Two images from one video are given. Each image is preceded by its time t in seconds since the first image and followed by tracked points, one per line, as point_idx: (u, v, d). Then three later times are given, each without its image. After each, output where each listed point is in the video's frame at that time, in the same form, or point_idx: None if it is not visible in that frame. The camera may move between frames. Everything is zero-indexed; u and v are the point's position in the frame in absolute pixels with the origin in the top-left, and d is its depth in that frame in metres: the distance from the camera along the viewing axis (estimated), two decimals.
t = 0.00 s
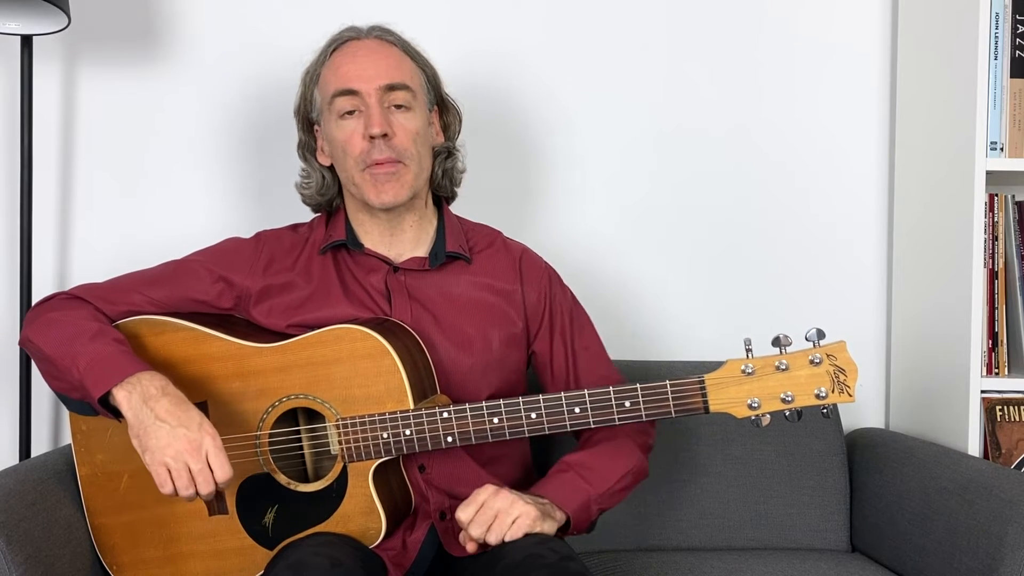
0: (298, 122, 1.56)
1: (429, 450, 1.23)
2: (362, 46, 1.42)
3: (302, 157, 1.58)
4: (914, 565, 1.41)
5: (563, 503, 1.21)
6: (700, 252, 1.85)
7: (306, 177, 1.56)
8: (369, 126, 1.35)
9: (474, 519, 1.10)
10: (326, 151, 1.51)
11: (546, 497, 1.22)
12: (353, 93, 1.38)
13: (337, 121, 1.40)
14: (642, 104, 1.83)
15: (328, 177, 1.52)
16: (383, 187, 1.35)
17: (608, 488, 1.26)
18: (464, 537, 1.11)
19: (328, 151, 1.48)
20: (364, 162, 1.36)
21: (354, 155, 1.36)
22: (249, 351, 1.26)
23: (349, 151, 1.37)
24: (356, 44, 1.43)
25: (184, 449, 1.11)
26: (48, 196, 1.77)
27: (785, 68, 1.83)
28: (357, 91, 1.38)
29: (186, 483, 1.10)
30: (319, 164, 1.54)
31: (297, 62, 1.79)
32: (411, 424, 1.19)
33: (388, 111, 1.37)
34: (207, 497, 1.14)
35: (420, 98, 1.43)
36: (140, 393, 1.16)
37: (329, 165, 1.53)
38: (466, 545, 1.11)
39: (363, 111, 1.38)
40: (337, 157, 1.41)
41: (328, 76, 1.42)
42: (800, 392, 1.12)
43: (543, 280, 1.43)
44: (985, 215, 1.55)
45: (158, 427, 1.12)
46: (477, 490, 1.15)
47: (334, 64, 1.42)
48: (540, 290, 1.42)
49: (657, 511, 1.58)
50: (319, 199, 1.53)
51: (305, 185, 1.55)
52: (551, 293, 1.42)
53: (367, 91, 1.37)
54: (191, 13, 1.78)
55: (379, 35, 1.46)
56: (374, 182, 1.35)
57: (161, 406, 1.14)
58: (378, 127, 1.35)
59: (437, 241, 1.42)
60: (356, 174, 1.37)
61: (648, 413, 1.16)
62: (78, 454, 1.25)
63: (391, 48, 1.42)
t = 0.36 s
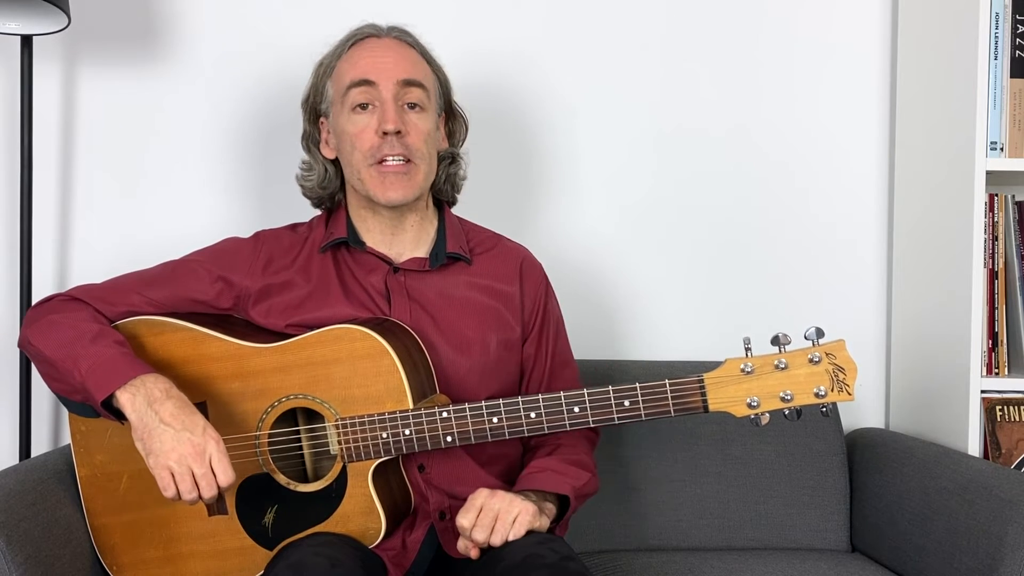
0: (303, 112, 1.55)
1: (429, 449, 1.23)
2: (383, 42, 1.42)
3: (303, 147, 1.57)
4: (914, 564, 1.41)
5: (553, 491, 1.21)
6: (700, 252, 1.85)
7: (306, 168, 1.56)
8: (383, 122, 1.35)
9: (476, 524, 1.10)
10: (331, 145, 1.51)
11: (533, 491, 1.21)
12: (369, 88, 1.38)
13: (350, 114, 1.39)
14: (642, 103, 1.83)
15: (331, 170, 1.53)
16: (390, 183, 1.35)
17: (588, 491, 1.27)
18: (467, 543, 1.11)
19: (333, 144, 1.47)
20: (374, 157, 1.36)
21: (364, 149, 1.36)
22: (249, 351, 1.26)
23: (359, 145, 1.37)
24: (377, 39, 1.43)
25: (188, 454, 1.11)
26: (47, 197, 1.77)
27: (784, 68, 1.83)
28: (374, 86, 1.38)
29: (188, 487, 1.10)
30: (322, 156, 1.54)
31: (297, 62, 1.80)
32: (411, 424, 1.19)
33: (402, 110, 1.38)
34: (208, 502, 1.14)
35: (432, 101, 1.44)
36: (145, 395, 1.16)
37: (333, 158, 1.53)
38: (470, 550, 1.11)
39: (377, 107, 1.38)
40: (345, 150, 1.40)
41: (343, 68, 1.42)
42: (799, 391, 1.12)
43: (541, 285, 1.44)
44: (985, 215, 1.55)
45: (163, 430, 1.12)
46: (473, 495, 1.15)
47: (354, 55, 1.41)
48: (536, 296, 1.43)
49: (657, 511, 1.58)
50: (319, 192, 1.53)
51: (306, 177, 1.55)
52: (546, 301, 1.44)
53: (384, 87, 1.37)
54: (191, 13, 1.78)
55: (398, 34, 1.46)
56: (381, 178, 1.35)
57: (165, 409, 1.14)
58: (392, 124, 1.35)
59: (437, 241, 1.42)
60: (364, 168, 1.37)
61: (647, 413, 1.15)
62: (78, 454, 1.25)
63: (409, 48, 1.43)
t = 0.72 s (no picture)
0: (309, 108, 1.53)
1: (429, 449, 1.23)
2: (411, 50, 1.41)
3: (307, 139, 1.57)
4: (914, 564, 1.41)
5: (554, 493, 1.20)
6: (701, 253, 1.85)
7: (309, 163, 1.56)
8: (411, 138, 1.35)
9: (475, 525, 1.10)
10: (341, 145, 1.49)
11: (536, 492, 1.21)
12: (397, 99, 1.37)
13: (374, 122, 1.38)
14: (642, 103, 1.83)
15: (339, 169, 1.51)
16: (412, 200, 1.35)
17: (597, 490, 1.26)
18: (465, 544, 1.11)
19: (347, 147, 1.46)
20: (397, 171, 1.36)
21: (389, 162, 1.36)
22: (249, 351, 1.26)
23: (384, 157, 1.36)
24: (404, 46, 1.41)
25: (190, 457, 1.12)
26: (48, 197, 1.77)
27: (784, 68, 1.83)
28: (403, 98, 1.37)
29: (191, 490, 1.11)
30: (330, 155, 1.52)
31: (297, 62, 1.80)
32: (411, 424, 1.19)
33: (429, 124, 1.38)
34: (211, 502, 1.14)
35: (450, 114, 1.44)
36: (146, 398, 1.15)
37: (342, 159, 1.51)
38: (469, 551, 1.11)
39: (404, 119, 1.37)
40: (365, 158, 1.39)
41: (370, 74, 1.39)
42: (799, 390, 1.12)
43: (541, 286, 1.44)
44: (985, 215, 1.55)
45: (165, 433, 1.12)
46: (472, 496, 1.15)
47: (382, 61, 1.39)
48: (537, 298, 1.43)
49: (657, 511, 1.58)
50: (324, 190, 1.52)
51: (310, 173, 1.54)
52: (547, 302, 1.43)
53: (414, 100, 1.36)
54: (191, 13, 1.78)
55: (423, 42, 1.44)
56: (403, 193, 1.35)
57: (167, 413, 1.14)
58: (421, 141, 1.35)
59: (438, 243, 1.42)
60: (385, 180, 1.37)
61: (648, 413, 1.15)
62: (78, 454, 1.25)
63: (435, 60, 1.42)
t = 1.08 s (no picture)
0: (310, 109, 1.53)
1: (429, 449, 1.23)
2: (414, 53, 1.40)
3: (307, 140, 1.57)
4: (914, 564, 1.41)
5: (554, 495, 1.21)
6: (701, 253, 1.85)
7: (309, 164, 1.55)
8: (412, 141, 1.35)
9: (469, 529, 1.10)
10: (341, 146, 1.49)
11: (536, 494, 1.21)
12: (399, 102, 1.37)
13: (375, 125, 1.38)
14: (642, 103, 1.83)
15: (341, 171, 1.51)
16: (413, 202, 1.35)
17: (607, 488, 1.25)
18: (462, 547, 1.11)
19: (348, 148, 1.46)
20: (398, 174, 1.36)
21: (390, 165, 1.36)
22: (248, 351, 1.26)
23: (385, 159, 1.36)
24: (406, 48, 1.41)
25: (190, 458, 1.12)
26: (48, 198, 1.77)
27: (785, 68, 1.83)
28: (405, 101, 1.37)
29: (191, 490, 1.11)
30: (331, 157, 1.52)
31: (297, 62, 1.80)
32: (411, 424, 1.19)
33: (430, 127, 1.38)
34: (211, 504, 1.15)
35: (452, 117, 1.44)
36: (146, 399, 1.16)
37: (343, 160, 1.51)
38: (467, 553, 1.11)
39: (405, 122, 1.37)
40: (366, 160, 1.39)
41: (372, 76, 1.39)
42: (799, 390, 1.12)
43: (542, 288, 1.44)
44: (985, 215, 1.55)
45: (165, 435, 1.12)
46: (469, 499, 1.15)
47: (383, 64, 1.39)
48: (538, 300, 1.42)
49: (657, 512, 1.58)
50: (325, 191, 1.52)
51: (312, 175, 1.54)
52: (548, 303, 1.43)
53: (416, 103, 1.36)
54: (191, 13, 1.78)
55: (425, 44, 1.44)
56: (404, 196, 1.35)
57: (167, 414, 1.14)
58: (423, 144, 1.34)
59: (438, 245, 1.42)
60: (386, 182, 1.37)
61: (647, 413, 1.15)
62: (78, 455, 1.25)
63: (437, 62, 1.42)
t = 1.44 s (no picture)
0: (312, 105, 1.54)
1: (428, 449, 1.23)
2: (409, 50, 1.41)
3: (310, 136, 1.56)
4: (914, 564, 1.41)
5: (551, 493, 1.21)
6: (701, 253, 1.85)
7: (309, 156, 1.56)
8: (393, 136, 1.35)
9: (475, 526, 1.10)
10: (338, 140, 1.49)
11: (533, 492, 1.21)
12: (385, 97, 1.37)
13: (361, 119, 1.38)
14: (642, 103, 1.83)
15: (335, 164, 1.53)
16: (392, 197, 1.35)
17: (587, 491, 1.27)
18: (464, 544, 1.11)
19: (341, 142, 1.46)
20: (379, 168, 1.36)
21: (372, 159, 1.36)
22: (247, 350, 1.26)
23: (367, 152, 1.37)
24: (401, 45, 1.42)
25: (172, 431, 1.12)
26: (48, 198, 1.77)
27: (785, 68, 1.83)
28: (391, 96, 1.37)
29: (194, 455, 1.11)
30: (326, 150, 1.53)
31: (297, 62, 1.80)
32: (411, 424, 1.19)
33: (414, 123, 1.37)
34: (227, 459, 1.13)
35: (444, 115, 1.43)
36: (122, 393, 1.16)
37: (337, 154, 1.52)
38: (469, 552, 1.11)
39: (389, 117, 1.37)
40: (352, 153, 1.40)
41: (363, 71, 1.40)
42: (798, 389, 1.12)
43: (539, 288, 1.44)
44: (985, 215, 1.55)
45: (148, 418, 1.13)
46: (471, 496, 1.15)
47: (376, 58, 1.40)
48: (534, 299, 1.43)
49: (657, 512, 1.58)
50: (321, 184, 1.54)
51: (309, 168, 1.55)
52: (544, 304, 1.44)
53: (401, 99, 1.36)
54: (190, 13, 1.78)
55: (422, 43, 1.44)
56: (384, 190, 1.35)
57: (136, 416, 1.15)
58: (403, 140, 1.34)
59: (437, 245, 1.42)
60: (368, 176, 1.37)
61: (647, 412, 1.15)
62: (78, 455, 1.25)
63: (431, 60, 1.42)
